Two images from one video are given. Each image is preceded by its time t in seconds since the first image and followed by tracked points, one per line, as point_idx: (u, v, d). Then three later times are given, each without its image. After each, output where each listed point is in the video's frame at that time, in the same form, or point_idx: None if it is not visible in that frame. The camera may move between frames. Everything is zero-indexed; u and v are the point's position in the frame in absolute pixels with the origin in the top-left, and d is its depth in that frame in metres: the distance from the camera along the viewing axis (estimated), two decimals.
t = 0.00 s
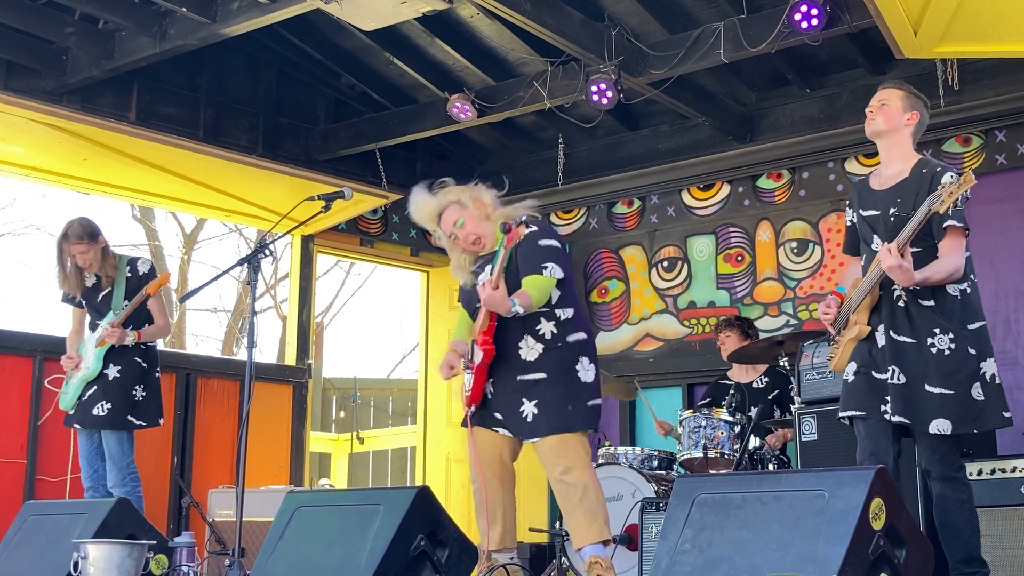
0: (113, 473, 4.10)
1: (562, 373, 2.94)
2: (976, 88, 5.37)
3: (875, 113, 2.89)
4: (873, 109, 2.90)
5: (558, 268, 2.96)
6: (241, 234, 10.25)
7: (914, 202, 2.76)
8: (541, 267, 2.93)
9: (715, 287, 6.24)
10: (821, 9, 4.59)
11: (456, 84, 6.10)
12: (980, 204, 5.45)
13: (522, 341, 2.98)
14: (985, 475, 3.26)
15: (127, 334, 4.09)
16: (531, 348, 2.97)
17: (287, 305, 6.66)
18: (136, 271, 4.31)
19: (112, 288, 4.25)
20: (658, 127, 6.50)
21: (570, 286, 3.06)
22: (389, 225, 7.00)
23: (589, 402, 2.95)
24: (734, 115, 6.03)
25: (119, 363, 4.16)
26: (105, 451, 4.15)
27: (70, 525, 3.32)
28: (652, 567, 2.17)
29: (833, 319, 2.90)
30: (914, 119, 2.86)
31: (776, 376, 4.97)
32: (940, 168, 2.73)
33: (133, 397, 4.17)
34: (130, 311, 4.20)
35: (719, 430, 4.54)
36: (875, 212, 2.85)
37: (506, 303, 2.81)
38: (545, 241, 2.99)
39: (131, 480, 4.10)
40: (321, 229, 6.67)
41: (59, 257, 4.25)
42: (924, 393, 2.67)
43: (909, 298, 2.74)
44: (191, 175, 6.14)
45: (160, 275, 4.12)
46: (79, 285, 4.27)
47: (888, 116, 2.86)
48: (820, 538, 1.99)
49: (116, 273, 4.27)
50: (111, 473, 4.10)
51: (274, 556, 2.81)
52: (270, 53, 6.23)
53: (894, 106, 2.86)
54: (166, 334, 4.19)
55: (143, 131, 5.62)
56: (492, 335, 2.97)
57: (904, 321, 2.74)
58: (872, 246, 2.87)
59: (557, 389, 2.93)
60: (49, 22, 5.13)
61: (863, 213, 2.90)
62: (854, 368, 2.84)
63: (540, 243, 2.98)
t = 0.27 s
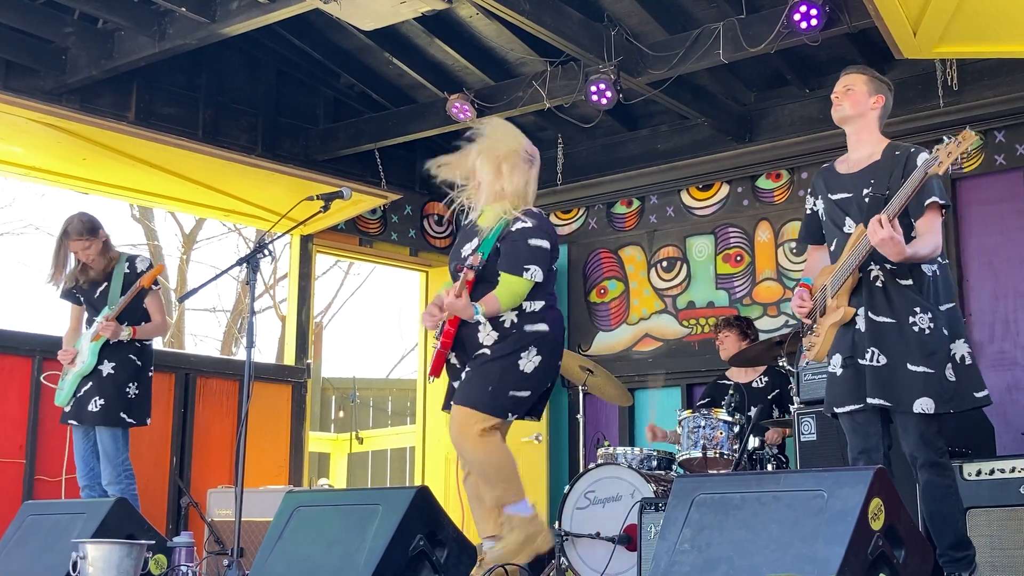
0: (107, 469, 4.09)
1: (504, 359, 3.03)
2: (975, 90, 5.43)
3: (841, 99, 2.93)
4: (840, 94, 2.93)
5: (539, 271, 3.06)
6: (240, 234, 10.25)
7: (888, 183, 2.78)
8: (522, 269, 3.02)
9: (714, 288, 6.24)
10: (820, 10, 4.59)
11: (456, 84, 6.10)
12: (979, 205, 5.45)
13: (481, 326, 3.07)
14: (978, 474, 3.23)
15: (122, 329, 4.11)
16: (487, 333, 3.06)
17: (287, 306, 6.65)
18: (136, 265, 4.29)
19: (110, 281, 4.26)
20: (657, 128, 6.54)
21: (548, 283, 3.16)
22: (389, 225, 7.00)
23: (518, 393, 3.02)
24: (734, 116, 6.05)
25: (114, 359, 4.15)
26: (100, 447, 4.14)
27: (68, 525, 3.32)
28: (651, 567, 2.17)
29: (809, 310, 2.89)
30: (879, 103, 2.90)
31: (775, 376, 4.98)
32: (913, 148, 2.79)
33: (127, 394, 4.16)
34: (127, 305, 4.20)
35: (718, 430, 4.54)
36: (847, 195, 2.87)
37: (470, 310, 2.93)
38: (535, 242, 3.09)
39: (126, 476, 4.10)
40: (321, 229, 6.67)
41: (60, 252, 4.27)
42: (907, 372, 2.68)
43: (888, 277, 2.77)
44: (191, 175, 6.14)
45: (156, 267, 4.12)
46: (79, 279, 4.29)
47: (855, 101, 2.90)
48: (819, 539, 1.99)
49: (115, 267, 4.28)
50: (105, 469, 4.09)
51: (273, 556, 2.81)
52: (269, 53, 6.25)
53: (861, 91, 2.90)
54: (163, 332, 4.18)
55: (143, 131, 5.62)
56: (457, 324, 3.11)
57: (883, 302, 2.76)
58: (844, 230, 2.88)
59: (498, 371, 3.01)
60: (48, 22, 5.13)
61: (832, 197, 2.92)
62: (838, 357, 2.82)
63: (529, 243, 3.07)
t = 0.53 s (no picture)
0: (109, 469, 4.11)
1: (500, 373, 3.12)
2: (975, 90, 5.43)
3: (817, 94, 2.94)
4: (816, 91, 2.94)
5: (535, 277, 3.13)
6: (239, 234, 10.24)
7: (870, 177, 2.80)
8: (517, 276, 3.10)
9: (712, 288, 6.24)
10: (819, 10, 4.60)
11: (455, 84, 6.10)
12: (978, 205, 5.45)
13: (478, 337, 3.17)
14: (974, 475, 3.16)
15: (122, 328, 4.10)
16: (483, 344, 3.16)
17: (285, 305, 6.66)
18: (130, 262, 4.30)
19: (105, 281, 4.26)
20: (657, 128, 6.52)
21: (544, 293, 3.23)
22: (387, 225, 7.00)
23: (518, 411, 3.12)
24: (733, 116, 6.06)
25: (115, 357, 4.15)
26: (102, 448, 4.14)
27: (67, 525, 3.31)
28: (650, 568, 2.17)
29: (796, 309, 2.93)
30: (853, 101, 2.93)
31: (774, 377, 4.97)
32: (890, 140, 2.82)
33: (130, 393, 4.16)
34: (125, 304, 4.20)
35: (717, 430, 4.54)
36: (829, 192, 2.88)
37: (467, 317, 3.04)
38: (532, 249, 3.16)
39: (128, 476, 4.10)
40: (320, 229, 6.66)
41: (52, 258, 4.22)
42: (891, 359, 2.68)
43: (874, 271, 2.77)
44: (190, 175, 6.14)
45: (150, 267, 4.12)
46: (72, 280, 4.27)
47: (832, 97, 2.92)
48: (818, 539, 1.99)
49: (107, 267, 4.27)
50: (108, 469, 4.10)
51: (271, 556, 2.81)
52: (268, 53, 6.26)
53: (837, 88, 2.92)
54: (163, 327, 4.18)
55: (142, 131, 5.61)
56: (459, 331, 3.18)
57: (870, 295, 2.76)
58: (829, 227, 2.89)
59: (498, 386, 3.10)
60: (47, 21, 5.13)
61: (814, 195, 2.93)
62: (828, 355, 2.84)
63: (526, 250, 3.15)
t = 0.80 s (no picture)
0: (105, 468, 4.09)
1: (552, 374, 3.03)
2: (975, 90, 5.43)
3: (803, 122, 2.83)
4: (797, 117, 2.84)
5: (588, 275, 3.05)
6: (238, 234, 10.24)
7: (862, 186, 2.80)
8: (569, 273, 3.03)
9: (712, 288, 6.23)
10: (819, 11, 4.60)
11: (454, 84, 6.10)
12: (978, 205, 5.45)
13: (530, 335, 3.08)
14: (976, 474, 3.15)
15: (119, 327, 4.10)
16: (535, 342, 3.07)
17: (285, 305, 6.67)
18: (129, 261, 4.30)
19: (104, 280, 4.25)
20: (657, 128, 6.56)
21: (597, 295, 3.13)
22: (387, 225, 7.00)
23: (575, 411, 3.03)
24: (732, 116, 6.07)
25: (114, 356, 4.15)
26: (97, 445, 4.13)
27: (66, 525, 3.31)
28: (649, 568, 2.17)
29: (796, 315, 2.92)
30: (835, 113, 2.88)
31: (771, 377, 4.98)
32: (882, 149, 2.79)
33: (127, 392, 4.16)
34: (124, 305, 4.20)
35: (716, 431, 4.54)
36: (823, 204, 2.88)
37: (517, 306, 2.96)
38: (584, 248, 3.08)
39: (122, 475, 4.09)
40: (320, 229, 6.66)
41: (51, 258, 4.25)
42: (888, 370, 2.66)
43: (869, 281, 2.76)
44: (189, 175, 6.14)
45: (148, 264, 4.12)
46: (73, 280, 4.27)
47: (815, 120, 2.83)
48: (817, 539, 1.98)
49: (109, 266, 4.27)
50: (103, 468, 4.08)
51: (270, 556, 2.80)
52: (268, 53, 6.27)
53: (819, 109, 2.82)
54: (165, 327, 4.17)
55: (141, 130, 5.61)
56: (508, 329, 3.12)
57: (865, 304, 2.74)
58: (826, 238, 2.90)
59: (554, 387, 3.01)
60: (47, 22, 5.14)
61: (809, 208, 2.93)
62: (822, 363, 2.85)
63: (578, 248, 3.07)
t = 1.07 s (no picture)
0: (104, 469, 4.09)
1: (597, 372, 2.93)
2: (974, 90, 5.46)
3: (813, 120, 2.82)
4: (808, 117, 2.82)
5: (629, 271, 2.91)
6: (237, 234, 10.24)
7: (864, 173, 2.79)
8: (610, 268, 2.89)
9: (711, 288, 6.23)
10: (818, 11, 4.60)
11: (454, 84, 6.10)
12: (977, 205, 5.45)
13: (568, 334, 3.00)
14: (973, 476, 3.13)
15: (118, 328, 4.09)
16: (574, 341, 2.98)
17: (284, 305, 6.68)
18: (130, 264, 4.29)
19: (106, 281, 4.26)
20: (655, 128, 6.61)
21: (639, 289, 3.01)
22: (386, 225, 7.00)
23: (627, 406, 2.90)
24: (730, 116, 6.09)
25: (111, 358, 4.15)
26: (98, 448, 4.13)
27: (65, 525, 3.31)
28: (648, 567, 2.17)
29: (799, 305, 2.92)
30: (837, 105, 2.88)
31: (771, 376, 4.97)
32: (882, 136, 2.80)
33: (125, 392, 4.16)
34: (123, 306, 4.19)
35: (715, 431, 4.52)
36: (826, 193, 2.88)
37: (545, 290, 2.83)
38: (628, 244, 2.94)
39: (122, 476, 4.09)
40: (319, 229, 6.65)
41: (55, 256, 4.23)
42: (893, 354, 2.67)
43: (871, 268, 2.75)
44: (188, 175, 6.14)
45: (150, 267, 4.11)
46: (77, 280, 4.28)
47: (823, 117, 2.82)
48: (816, 539, 1.98)
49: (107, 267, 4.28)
50: (101, 469, 4.08)
51: (269, 556, 2.80)
52: (268, 53, 6.27)
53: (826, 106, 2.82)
54: (162, 330, 4.18)
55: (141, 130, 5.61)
56: (543, 322, 3.06)
57: (868, 291, 2.74)
58: (829, 227, 2.89)
59: (602, 387, 2.91)
60: (47, 22, 5.14)
61: (812, 198, 2.93)
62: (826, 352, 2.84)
63: (619, 243, 2.94)
